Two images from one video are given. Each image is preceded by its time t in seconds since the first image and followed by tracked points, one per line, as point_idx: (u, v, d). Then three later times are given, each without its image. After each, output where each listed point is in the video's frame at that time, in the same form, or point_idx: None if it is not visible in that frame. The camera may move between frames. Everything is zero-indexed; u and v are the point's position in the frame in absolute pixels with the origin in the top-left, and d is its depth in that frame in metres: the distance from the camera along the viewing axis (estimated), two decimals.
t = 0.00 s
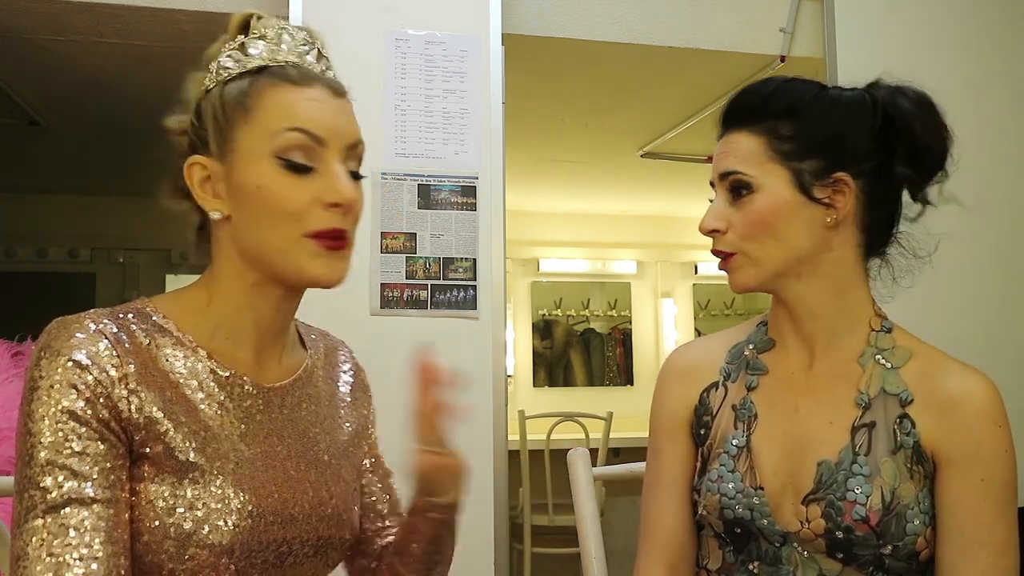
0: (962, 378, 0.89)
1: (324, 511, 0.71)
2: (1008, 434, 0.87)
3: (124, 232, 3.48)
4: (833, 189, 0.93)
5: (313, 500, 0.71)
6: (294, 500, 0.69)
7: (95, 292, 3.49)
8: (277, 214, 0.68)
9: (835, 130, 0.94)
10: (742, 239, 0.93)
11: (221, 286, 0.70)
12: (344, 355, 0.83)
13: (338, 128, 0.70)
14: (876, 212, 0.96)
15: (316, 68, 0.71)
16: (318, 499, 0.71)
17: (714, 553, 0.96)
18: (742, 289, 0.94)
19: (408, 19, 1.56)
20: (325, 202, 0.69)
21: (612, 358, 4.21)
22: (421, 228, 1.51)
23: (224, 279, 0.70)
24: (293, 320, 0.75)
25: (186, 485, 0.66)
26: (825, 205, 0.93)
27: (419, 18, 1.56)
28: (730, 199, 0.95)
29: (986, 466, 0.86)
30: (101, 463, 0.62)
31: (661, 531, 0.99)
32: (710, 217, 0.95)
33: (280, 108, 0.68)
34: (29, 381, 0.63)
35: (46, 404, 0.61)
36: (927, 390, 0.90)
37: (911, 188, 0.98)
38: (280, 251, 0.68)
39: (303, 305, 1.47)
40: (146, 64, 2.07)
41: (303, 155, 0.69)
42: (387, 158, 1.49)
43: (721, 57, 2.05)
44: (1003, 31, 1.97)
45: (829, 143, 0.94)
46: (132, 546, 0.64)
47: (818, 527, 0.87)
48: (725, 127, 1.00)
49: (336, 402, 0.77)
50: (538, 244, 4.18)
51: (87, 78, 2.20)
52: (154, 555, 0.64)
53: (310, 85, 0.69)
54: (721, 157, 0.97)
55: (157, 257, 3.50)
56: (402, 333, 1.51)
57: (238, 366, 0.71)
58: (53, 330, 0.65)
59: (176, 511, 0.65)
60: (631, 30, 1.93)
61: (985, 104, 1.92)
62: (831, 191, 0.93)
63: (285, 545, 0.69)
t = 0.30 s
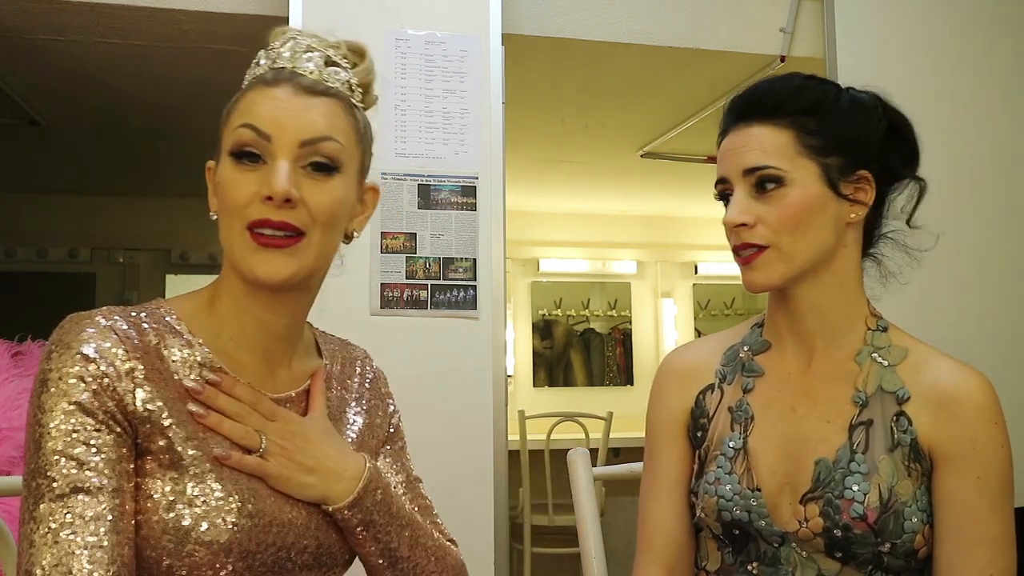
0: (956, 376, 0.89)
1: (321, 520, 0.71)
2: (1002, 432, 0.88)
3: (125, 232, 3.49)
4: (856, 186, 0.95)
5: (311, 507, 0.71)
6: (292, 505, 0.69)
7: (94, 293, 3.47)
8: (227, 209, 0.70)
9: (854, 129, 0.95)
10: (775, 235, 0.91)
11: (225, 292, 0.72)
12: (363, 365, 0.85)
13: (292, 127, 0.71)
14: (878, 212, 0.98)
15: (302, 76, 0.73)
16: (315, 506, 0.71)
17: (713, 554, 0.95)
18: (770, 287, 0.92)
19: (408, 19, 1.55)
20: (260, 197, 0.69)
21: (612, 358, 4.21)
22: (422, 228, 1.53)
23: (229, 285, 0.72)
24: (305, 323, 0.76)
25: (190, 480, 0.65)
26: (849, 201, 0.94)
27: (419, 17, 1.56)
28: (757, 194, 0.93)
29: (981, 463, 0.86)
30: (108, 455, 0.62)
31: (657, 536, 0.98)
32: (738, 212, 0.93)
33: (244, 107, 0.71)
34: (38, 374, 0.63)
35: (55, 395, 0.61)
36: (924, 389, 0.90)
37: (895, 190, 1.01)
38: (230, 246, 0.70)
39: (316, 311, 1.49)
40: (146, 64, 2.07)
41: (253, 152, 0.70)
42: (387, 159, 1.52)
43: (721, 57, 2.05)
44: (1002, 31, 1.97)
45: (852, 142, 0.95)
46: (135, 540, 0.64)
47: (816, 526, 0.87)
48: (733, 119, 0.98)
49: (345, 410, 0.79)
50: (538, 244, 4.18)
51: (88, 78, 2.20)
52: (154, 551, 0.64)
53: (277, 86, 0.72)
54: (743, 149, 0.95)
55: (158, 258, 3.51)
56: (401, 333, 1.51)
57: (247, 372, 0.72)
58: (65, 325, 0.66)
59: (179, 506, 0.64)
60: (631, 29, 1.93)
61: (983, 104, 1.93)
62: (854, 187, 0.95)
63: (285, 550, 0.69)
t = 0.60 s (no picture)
0: (951, 372, 0.89)
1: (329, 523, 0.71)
2: (997, 426, 0.87)
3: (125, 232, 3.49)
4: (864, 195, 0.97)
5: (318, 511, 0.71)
6: (299, 508, 0.69)
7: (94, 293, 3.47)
8: (285, 224, 0.69)
9: (866, 136, 0.98)
10: (822, 226, 0.91)
11: (244, 294, 0.72)
12: (367, 371, 0.85)
13: (352, 147, 0.71)
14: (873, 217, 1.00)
15: (344, 88, 0.73)
16: (321, 511, 0.71)
17: (712, 555, 0.95)
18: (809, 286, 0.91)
19: (408, 19, 1.55)
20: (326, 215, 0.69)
21: (612, 358, 4.21)
22: (422, 228, 1.53)
23: (246, 286, 0.72)
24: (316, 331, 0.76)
25: (203, 480, 0.66)
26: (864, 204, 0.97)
27: (419, 17, 1.55)
28: (806, 182, 0.93)
29: (976, 458, 0.86)
30: (123, 452, 0.62)
31: (653, 537, 0.99)
32: (791, 198, 0.91)
33: (298, 120, 0.70)
34: (54, 370, 0.64)
35: (72, 391, 0.61)
36: (920, 387, 0.90)
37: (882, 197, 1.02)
38: (284, 260, 0.69)
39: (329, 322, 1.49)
40: (146, 63, 2.07)
41: (311, 168, 0.70)
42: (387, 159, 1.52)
43: (721, 57, 2.05)
44: (1001, 30, 1.97)
45: (867, 148, 0.97)
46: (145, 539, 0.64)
47: (814, 524, 0.87)
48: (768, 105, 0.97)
49: (351, 417, 0.79)
50: (538, 244, 4.17)
51: (88, 78, 2.20)
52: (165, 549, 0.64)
53: (328, 99, 0.72)
54: (789, 138, 0.94)
55: (158, 258, 3.50)
56: (401, 333, 1.51)
57: (258, 373, 0.72)
58: (83, 323, 0.67)
59: (190, 505, 0.65)
60: (631, 29, 1.93)
61: (981, 104, 1.93)
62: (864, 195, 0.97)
63: (292, 552, 0.69)
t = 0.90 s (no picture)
0: (949, 371, 0.89)
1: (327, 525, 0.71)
2: (995, 426, 0.88)
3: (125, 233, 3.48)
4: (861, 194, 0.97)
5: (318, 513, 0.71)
6: (299, 509, 0.69)
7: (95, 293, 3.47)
8: (290, 223, 0.69)
9: (866, 136, 0.97)
10: (803, 229, 0.91)
11: (247, 293, 0.72)
12: (369, 373, 0.85)
13: (359, 147, 0.72)
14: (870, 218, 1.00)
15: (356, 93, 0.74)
16: (321, 511, 0.71)
17: (711, 556, 0.95)
18: (790, 281, 0.91)
19: (408, 19, 1.55)
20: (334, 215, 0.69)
21: (612, 358, 4.21)
22: (421, 228, 1.53)
23: (251, 286, 0.72)
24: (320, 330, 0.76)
25: (204, 480, 0.66)
26: (860, 207, 0.96)
27: (419, 17, 1.55)
28: (785, 186, 0.93)
29: (976, 459, 0.86)
30: (126, 452, 0.62)
31: (652, 537, 0.98)
32: (768, 202, 0.92)
33: (303, 121, 0.71)
34: (56, 369, 0.64)
35: (75, 390, 0.61)
36: (918, 386, 0.90)
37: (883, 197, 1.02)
38: (290, 261, 0.69)
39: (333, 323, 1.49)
40: (146, 63, 2.07)
41: (318, 167, 0.71)
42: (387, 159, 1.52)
43: (721, 57, 2.05)
44: (1001, 30, 1.97)
45: (865, 148, 0.96)
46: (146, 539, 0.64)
47: (812, 525, 0.87)
48: (756, 106, 0.97)
49: (352, 418, 0.79)
50: (538, 244, 4.18)
51: (88, 78, 2.20)
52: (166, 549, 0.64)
53: (335, 100, 0.72)
54: (773, 140, 0.94)
55: (158, 258, 3.49)
56: (400, 333, 1.51)
57: (262, 372, 0.72)
58: (86, 322, 0.66)
59: (191, 506, 0.65)
60: (631, 29, 1.93)
61: (981, 104, 1.93)
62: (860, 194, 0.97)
63: (293, 552, 0.69)
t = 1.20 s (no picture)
0: (951, 373, 0.90)
1: (317, 527, 0.71)
2: (998, 427, 0.88)
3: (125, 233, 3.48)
4: (859, 190, 0.96)
5: (313, 512, 0.71)
6: (295, 509, 0.69)
7: (95, 293, 3.47)
8: (345, 222, 0.70)
9: (859, 134, 0.96)
10: (785, 232, 0.91)
11: (241, 291, 0.72)
12: (361, 367, 0.85)
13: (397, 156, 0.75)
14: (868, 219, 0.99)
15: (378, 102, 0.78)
16: (316, 510, 0.71)
17: (712, 555, 0.95)
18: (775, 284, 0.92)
19: (408, 19, 1.55)
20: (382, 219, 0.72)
21: (612, 358, 4.21)
22: (421, 228, 1.53)
23: (248, 283, 0.71)
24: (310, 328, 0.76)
25: (198, 485, 0.66)
26: (853, 205, 0.95)
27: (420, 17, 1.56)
28: (766, 191, 0.93)
29: (977, 459, 0.86)
30: (115, 460, 0.62)
31: (653, 537, 0.99)
32: (748, 208, 0.92)
33: (355, 125, 0.73)
34: (45, 378, 0.64)
35: (62, 400, 0.62)
36: (920, 387, 0.90)
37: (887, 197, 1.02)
38: (334, 263, 0.70)
39: (325, 315, 1.48)
40: (147, 63, 2.07)
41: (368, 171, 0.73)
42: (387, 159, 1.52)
43: (721, 57, 2.05)
44: (1001, 30, 1.97)
45: (859, 146, 0.96)
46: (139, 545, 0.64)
47: (814, 525, 0.87)
48: (744, 112, 0.98)
49: (345, 413, 0.79)
50: (538, 244, 4.18)
51: (87, 78, 2.20)
52: (162, 554, 0.65)
53: (371, 108, 0.76)
54: (752, 145, 0.95)
55: (158, 258, 3.49)
56: (400, 333, 1.51)
57: (252, 379, 0.72)
58: (71, 328, 0.66)
59: (184, 510, 0.65)
60: (631, 29, 1.93)
61: (981, 104, 1.93)
62: (857, 191, 0.95)
63: (288, 552, 0.69)
